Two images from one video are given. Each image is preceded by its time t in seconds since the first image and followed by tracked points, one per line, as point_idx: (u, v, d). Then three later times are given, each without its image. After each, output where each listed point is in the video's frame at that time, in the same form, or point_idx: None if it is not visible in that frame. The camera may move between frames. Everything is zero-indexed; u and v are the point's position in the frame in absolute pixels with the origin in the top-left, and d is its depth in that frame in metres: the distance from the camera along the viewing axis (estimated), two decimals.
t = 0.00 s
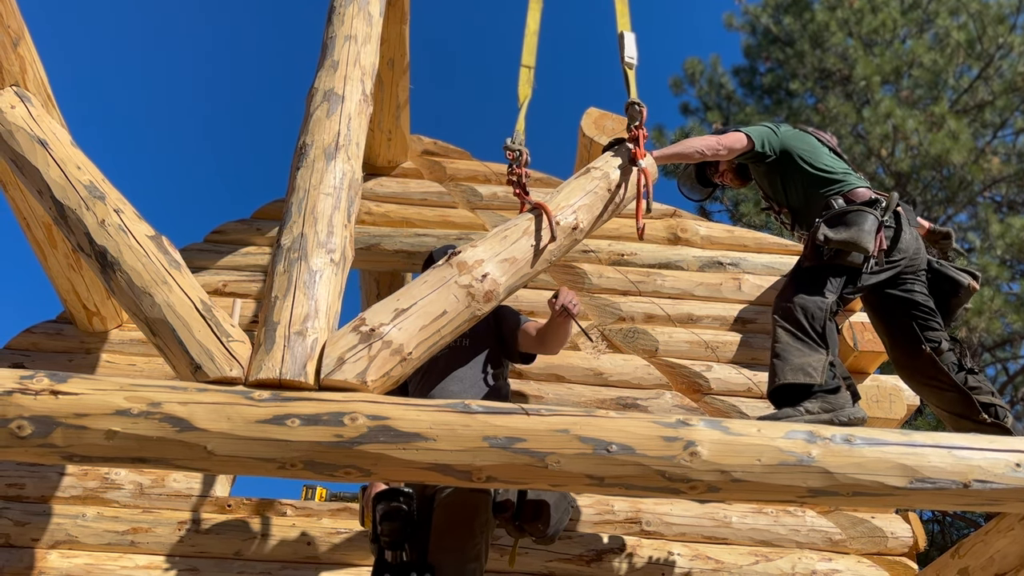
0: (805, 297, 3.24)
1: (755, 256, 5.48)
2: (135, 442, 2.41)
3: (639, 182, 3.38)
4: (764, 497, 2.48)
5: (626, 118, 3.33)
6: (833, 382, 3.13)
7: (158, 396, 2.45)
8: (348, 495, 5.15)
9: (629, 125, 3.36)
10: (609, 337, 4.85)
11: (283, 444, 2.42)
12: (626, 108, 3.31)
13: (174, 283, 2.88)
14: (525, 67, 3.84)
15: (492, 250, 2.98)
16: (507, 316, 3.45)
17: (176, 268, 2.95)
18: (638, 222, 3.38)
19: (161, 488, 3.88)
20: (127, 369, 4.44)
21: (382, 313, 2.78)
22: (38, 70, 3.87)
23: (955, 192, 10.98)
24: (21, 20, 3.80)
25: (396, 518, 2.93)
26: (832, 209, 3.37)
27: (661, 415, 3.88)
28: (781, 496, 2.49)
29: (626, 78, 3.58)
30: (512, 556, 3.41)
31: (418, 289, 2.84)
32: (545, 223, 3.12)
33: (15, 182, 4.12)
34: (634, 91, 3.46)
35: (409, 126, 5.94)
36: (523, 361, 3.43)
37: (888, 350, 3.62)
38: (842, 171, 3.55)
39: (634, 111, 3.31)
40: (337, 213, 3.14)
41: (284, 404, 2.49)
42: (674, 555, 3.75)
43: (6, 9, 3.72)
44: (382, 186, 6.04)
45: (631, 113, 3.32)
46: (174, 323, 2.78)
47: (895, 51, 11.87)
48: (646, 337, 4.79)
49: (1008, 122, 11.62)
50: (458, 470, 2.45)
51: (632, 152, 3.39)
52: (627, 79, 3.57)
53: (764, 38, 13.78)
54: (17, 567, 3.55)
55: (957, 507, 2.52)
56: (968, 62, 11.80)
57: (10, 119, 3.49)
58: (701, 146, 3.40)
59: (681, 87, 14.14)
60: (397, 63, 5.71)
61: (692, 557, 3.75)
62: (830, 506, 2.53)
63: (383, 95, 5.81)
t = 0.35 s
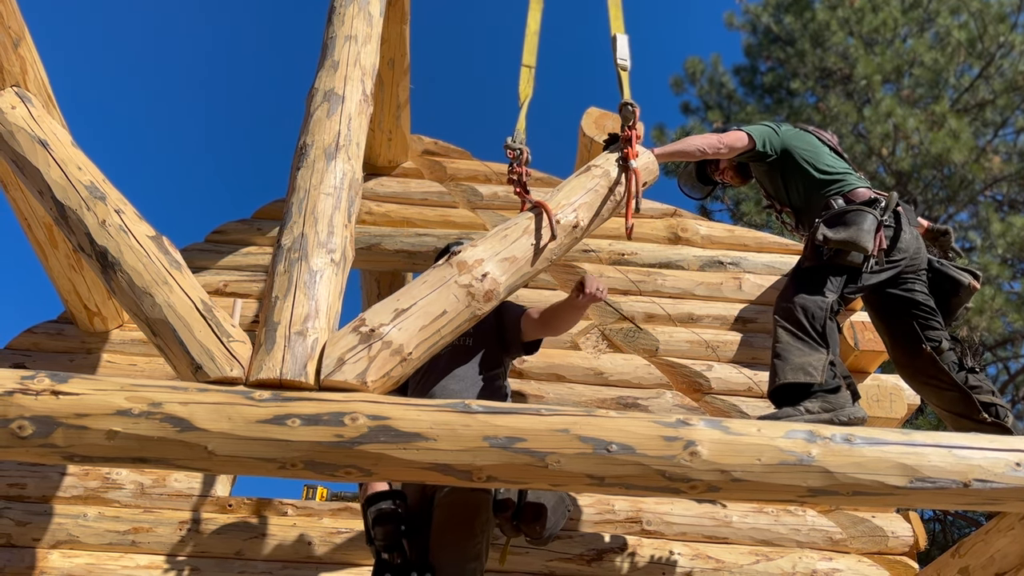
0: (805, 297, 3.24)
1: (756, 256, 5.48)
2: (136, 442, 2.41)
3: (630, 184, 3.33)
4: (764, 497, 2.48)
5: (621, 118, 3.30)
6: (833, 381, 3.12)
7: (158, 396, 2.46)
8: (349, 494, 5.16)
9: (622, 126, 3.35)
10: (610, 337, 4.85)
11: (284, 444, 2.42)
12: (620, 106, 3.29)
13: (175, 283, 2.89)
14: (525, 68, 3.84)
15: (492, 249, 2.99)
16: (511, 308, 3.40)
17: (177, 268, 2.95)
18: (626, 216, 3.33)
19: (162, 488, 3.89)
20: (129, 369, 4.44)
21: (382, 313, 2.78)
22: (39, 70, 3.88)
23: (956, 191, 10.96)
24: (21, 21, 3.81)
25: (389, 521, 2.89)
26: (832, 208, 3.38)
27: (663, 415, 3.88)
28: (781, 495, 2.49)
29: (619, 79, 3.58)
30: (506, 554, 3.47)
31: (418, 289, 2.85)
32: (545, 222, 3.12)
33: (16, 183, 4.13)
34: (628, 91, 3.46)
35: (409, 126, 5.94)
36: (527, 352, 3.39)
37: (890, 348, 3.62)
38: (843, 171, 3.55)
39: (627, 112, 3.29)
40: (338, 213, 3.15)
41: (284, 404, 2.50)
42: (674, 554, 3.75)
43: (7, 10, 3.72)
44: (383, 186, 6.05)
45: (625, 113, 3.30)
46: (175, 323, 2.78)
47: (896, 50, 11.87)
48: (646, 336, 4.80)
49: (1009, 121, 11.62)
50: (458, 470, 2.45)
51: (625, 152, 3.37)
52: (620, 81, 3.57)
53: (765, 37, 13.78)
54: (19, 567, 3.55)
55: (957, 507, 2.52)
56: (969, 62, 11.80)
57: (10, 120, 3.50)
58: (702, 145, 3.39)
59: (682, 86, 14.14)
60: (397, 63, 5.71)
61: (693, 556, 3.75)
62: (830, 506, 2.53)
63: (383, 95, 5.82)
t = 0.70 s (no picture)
0: (805, 298, 3.25)
1: (756, 255, 5.48)
2: (136, 442, 2.42)
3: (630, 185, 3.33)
4: (763, 496, 2.48)
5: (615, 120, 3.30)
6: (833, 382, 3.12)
7: (159, 397, 2.46)
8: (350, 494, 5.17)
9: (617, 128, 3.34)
10: (610, 337, 4.85)
11: (284, 444, 2.43)
12: (615, 109, 3.29)
13: (175, 284, 2.89)
14: (525, 71, 3.84)
15: (491, 252, 2.99)
16: (513, 304, 3.37)
17: (177, 268, 2.96)
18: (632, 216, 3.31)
19: (163, 488, 3.89)
20: (129, 369, 4.45)
21: (383, 314, 2.78)
22: (39, 71, 3.88)
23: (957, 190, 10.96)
24: (22, 21, 3.82)
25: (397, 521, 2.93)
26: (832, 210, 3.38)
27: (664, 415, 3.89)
28: (781, 495, 2.49)
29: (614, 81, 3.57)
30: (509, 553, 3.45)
31: (418, 291, 2.85)
32: (544, 225, 3.12)
33: (17, 183, 4.14)
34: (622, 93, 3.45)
35: (409, 126, 5.95)
36: (530, 348, 3.31)
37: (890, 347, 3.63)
38: (843, 171, 3.55)
39: (621, 114, 3.29)
40: (338, 213, 3.15)
41: (285, 404, 2.50)
42: (675, 554, 3.75)
43: (8, 11, 3.73)
44: (383, 186, 6.05)
45: (620, 115, 3.30)
46: (175, 324, 2.79)
47: (896, 49, 11.86)
48: (646, 336, 4.81)
49: (1009, 121, 11.62)
50: (458, 470, 2.46)
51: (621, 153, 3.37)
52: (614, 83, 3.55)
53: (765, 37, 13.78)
54: (20, 567, 3.56)
55: (956, 506, 2.52)
56: (969, 61, 11.79)
57: (11, 120, 3.51)
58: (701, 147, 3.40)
59: (683, 85, 14.14)
60: (397, 63, 5.71)
61: (693, 556, 3.75)
62: (830, 505, 2.54)
63: (383, 95, 5.82)
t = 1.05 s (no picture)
0: (806, 297, 3.24)
1: (755, 255, 5.49)
2: (137, 442, 2.42)
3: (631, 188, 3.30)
4: (762, 496, 2.49)
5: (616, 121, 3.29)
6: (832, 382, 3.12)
7: (160, 397, 2.47)
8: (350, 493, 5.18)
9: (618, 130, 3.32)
10: (610, 337, 4.86)
11: (285, 445, 2.43)
12: (616, 111, 3.27)
13: (176, 284, 2.90)
14: (527, 72, 3.85)
15: (493, 253, 2.99)
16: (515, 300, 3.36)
17: (178, 269, 2.96)
18: (631, 215, 3.24)
19: (163, 488, 3.90)
20: (130, 369, 4.46)
21: (383, 315, 2.79)
22: (40, 71, 3.89)
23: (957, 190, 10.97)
24: (22, 22, 3.82)
25: (395, 522, 2.94)
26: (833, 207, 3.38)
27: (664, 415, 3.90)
28: (780, 495, 2.50)
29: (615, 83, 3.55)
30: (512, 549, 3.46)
31: (419, 292, 2.85)
32: (546, 227, 3.12)
33: (17, 184, 4.14)
34: (623, 94, 3.43)
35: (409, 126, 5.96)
36: (533, 342, 3.29)
37: (889, 347, 3.63)
38: (845, 169, 3.55)
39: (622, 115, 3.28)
40: (338, 214, 3.16)
41: (285, 404, 2.51)
42: (674, 553, 3.76)
43: (8, 12, 3.73)
44: (383, 186, 6.06)
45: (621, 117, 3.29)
46: (176, 324, 2.79)
47: (896, 49, 11.85)
48: (646, 336, 4.82)
49: (1009, 120, 11.62)
50: (458, 470, 2.46)
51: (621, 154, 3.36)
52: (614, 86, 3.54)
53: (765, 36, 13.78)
54: (20, 567, 3.57)
55: (955, 506, 2.53)
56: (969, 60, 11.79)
57: (12, 121, 3.51)
58: (704, 146, 3.39)
59: (683, 84, 14.14)
60: (397, 63, 5.72)
61: (692, 556, 3.76)
62: (829, 505, 2.54)
63: (383, 95, 5.83)
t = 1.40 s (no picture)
0: (808, 295, 3.25)
1: (755, 255, 5.49)
2: (137, 442, 2.43)
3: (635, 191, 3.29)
4: (762, 496, 2.49)
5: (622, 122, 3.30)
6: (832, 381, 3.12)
7: (159, 397, 2.47)
8: (351, 493, 5.18)
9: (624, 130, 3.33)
10: (609, 336, 4.87)
11: (285, 444, 2.44)
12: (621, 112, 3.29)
13: (176, 284, 2.90)
14: (530, 74, 3.84)
15: (494, 255, 2.99)
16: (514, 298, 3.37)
17: (178, 269, 2.97)
18: (645, 215, 3.26)
19: (163, 487, 3.91)
20: (130, 369, 4.47)
21: (384, 316, 2.80)
22: (39, 71, 3.89)
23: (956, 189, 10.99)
24: (22, 22, 3.83)
25: (393, 522, 2.94)
26: (838, 201, 3.39)
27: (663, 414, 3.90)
28: (779, 494, 2.50)
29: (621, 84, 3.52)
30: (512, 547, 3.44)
31: (420, 293, 2.86)
32: (547, 229, 3.12)
33: (18, 184, 4.15)
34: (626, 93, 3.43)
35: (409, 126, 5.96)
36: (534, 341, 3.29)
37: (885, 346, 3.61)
38: (844, 166, 3.57)
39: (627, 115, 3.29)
40: (338, 214, 3.16)
41: (285, 404, 2.51)
42: (674, 552, 3.77)
43: (8, 12, 3.74)
44: (383, 186, 6.08)
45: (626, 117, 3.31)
46: (176, 324, 2.80)
47: (896, 48, 11.85)
48: (646, 335, 4.82)
49: (1009, 119, 11.62)
50: (458, 470, 2.47)
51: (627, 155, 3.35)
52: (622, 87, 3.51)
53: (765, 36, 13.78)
54: (21, 566, 3.57)
55: (954, 505, 2.54)
56: (969, 60, 11.79)
57: (12, 121, 3.51)
58: (706, 151, 3.40)
59: (683, 84, 14.14)
60: (397, 63, 5.72)
61: (692, 555, 3.76)
62: (828, 505, 2.55)
63: (383, 95, 5.83)
